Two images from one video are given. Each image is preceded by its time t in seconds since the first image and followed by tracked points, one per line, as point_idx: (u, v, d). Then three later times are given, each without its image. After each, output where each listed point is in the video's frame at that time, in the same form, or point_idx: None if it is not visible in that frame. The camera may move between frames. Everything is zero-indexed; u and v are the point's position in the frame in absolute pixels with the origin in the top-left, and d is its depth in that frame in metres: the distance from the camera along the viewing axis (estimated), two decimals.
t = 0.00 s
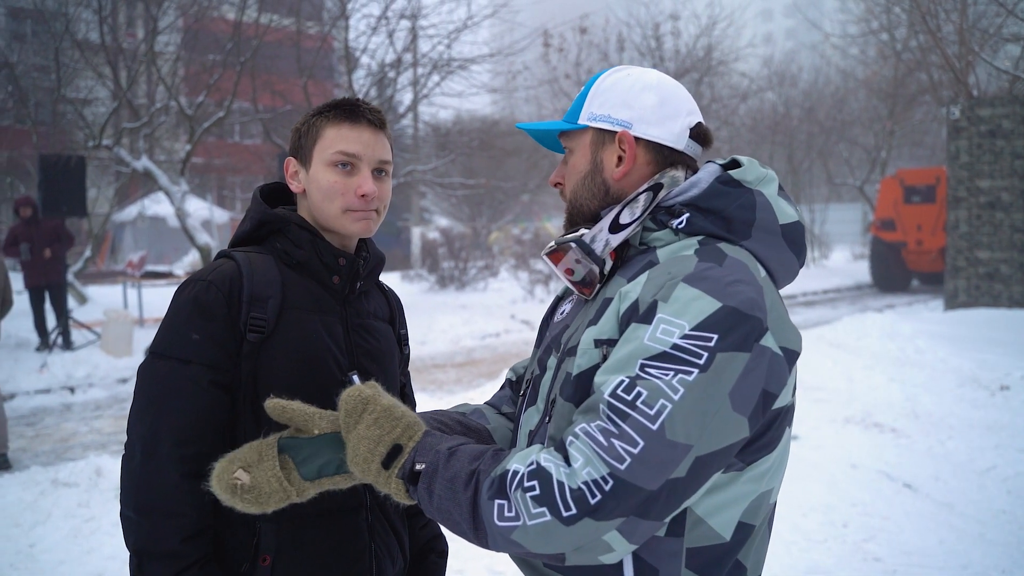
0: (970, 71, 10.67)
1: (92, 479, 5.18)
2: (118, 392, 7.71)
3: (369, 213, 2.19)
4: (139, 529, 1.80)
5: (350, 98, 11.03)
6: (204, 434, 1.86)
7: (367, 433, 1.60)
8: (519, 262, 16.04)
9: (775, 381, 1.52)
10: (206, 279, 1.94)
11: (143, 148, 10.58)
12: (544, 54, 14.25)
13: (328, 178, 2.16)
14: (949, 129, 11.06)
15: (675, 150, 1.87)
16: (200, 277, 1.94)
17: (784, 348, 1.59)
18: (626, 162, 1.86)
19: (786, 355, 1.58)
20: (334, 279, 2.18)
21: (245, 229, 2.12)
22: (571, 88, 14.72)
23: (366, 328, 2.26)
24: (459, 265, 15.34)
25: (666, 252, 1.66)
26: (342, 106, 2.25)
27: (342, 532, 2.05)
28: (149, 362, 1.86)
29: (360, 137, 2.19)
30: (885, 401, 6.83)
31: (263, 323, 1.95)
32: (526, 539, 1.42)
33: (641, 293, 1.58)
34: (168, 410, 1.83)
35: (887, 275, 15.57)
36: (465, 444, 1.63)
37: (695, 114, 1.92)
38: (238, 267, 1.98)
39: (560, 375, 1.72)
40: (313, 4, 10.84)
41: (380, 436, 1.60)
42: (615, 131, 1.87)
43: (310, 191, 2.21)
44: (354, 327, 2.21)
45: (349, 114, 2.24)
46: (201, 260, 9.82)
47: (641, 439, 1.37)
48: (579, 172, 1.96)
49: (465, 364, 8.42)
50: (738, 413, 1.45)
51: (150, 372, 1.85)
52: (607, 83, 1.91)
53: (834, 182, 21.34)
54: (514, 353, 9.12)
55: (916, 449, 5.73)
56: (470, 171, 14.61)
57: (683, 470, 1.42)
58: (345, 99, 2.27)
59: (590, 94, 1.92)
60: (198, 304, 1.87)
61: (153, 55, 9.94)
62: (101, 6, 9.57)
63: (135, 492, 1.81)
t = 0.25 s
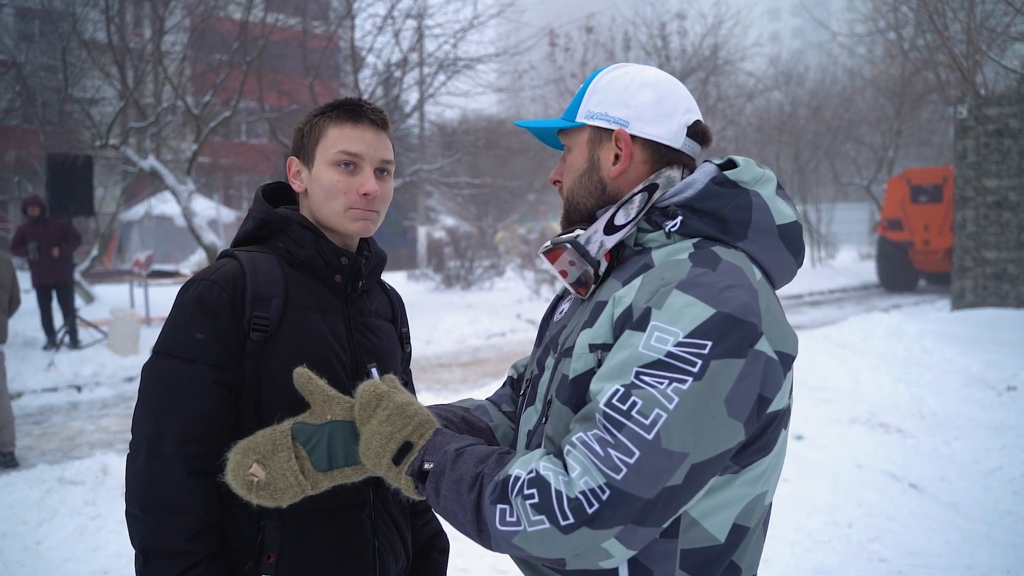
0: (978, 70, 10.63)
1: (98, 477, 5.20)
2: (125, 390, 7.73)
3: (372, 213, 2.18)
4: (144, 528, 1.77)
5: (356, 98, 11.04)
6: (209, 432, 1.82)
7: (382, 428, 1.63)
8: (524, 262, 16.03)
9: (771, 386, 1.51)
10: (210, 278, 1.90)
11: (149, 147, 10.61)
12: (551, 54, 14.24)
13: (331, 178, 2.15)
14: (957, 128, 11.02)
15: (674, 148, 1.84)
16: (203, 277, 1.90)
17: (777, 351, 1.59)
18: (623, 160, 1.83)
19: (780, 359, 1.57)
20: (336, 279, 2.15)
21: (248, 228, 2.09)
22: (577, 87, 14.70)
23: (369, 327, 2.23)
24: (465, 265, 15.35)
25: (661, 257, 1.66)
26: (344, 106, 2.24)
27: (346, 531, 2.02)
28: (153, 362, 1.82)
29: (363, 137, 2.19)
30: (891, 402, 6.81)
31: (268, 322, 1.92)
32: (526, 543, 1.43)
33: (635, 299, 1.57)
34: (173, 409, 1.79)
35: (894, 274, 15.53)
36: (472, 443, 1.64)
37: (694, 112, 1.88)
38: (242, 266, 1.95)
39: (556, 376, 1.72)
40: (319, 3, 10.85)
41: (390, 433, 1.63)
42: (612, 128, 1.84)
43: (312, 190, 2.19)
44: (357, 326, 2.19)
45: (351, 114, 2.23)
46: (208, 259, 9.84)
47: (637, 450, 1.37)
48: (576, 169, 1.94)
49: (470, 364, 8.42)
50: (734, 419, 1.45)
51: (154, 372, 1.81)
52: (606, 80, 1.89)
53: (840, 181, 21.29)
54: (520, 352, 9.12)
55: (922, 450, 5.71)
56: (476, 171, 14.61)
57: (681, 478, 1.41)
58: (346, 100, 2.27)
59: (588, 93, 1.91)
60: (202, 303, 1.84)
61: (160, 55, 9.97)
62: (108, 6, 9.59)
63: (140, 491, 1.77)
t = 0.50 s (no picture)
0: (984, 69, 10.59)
1: (103, 475, 5.21)
2: (129, 389, 7.75)
3: (374, 211, 2.18)
4: (148, 526, 1.77)
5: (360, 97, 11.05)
6: (213, 431, 1.82)
7: (381, 416, 1.62)
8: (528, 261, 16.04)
9: (767, 388, 1.50)
10: (213, 277, 1.91)
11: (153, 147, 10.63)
12: (555, 53, 14.22)
13: (333, 176, 2.15)
14: (962, 127, 10.99)
15: (678, 145, 1.83)
16: (206, 277, 1.91)
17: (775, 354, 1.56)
18: (627, 156, 1.82)
19: (778, 363, 1.56)
20: (338, 277, 2.15)
21: (250, 228, 2.08)
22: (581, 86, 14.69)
23: (372, 325, 2.24)
24: (469, 264, 15.34)
25: (656, 259, 1.64)
26: (346, 104, 2.24)
27: (348, 529, 2.02)
28: (156, 361, 1.83)
29: (365, 135, 2.19)
30: (896, 402, 6.80)
31: (270, 320, 1.92)
32: (527, 544, 1.43)
33: (630, 302, 1.56)
34: (176, 407, 1.79)
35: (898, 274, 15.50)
36: (478, 437, 1.64)
37: (698, 110, 1.87)
38: (245, 265, 1.95)
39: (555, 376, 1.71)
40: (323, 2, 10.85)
41: (397, 422, 1.63)
42: (616, 125, 1.84)
43: (314, 189, 2.20)
44: (359, 325, 2.19)
45: (353, 112, 2.23)
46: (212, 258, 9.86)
47: (634, 455, 1.36)
48: (581, 166, 1.93)
49: (475, 363, 8.43)
50: (731, 423, 1.44)
51: (158, 371, 1.81)
52: (611, 77, 1.89)
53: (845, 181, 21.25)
54: (523, 352, 9.12)
55: (926, 450, 5.70)
56: (480, 170, 14.61)
57: (679, 482, 1.41)
58: (347, 98, 2.27)
59: (593, 90, 1.90)
60: (205, 301, 1.84)
61: (165, 55, 9.98)
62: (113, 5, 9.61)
63: (144, 489, 1.78)
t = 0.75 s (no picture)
0: (988, 68, 10.57)
1: (107, 474, 5.22)
2: (133, 388, 7.77)
3: (378, 209, 2.18)
4: (153, 524, 1.77)
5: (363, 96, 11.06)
6: (217, 428, 1.82)
7: (400, 394, 1.66)
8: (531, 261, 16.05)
9: (762, 394, 1.50)
10: (217, 274, 1.91)
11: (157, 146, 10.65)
12: (558, 52, 14.22)
13: (337, 174, 2.15)
14: (966, 127, 10.98)
15: (682, 142, 1.82)
16: (209, 275, 1.91)
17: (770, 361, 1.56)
18: (630, 153, 1.81)
19: (772, 370, 1.55)
20: (343, 276, 2.15)
21: (254, 226, 2.09)
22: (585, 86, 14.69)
23: (376, 323, 2.24)
24: (472, 263, 15.35)
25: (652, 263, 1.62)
26: (349, 103, 2.24)
27: (352, 526, 2.02)
28: (160, 358, 1.83)
29: (370, 133, 2.19)
30: (899, 401, 6.79)
31: (274, 318, 1.92)
32: (534, 542, 1.43)
33: (629, 306, 1.55)
34: (181, 405, 1.79)
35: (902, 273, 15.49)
36: (496, 421, 1.64)
37: (701, 107, 1.87)
38: (248, 263, 1.95)
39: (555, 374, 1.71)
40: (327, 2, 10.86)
41: (414, 399, 1.66)
42: (619, 122, 1.83)
43: (319, 188, 2.19)
44: (364, 323, 2.19)
45: (357, 110, 2.23)
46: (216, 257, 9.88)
47: (636, 463, 1.36)
48: (584, 163, 1.92)
49: (477, 362, 8.43)
50: (730, 429, 1.44)
51: (162, 369, 1.81)
52: (614, 74, 1.88)
53: (848, 180, 21.22)
54: (526, 351, 9.13)
55: (930, 450, 5.69)
56: (483, 170, 14.62)
57: (679, 488, 1.41)
58: (350, 96, 2.27)
59: (595, 87, 1.89)
60: (209, 299, 1.85)
61: (168, 54, 10.00)
62: (117, 5, 9.62)
63: (149, 487, 1.78)
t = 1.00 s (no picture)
0: (992, 67, 10.54)
1: (111, 473, 5.23)
2: (137, 387, 7.78)
3: (385, 210, 2.19)
4: (162, 523, 1.77)
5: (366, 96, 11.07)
6: (226, 427, 1.82)
7: (414, 381, 1.66)
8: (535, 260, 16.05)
9: (751, 395, 1.50)
10: (225, 274, 1.91)
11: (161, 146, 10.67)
12: (561, 52, 14.21)
13: (345, 174, 2.15)
14: (970, 125, 10.95)
15: (679, 144, 1.82)
16: (217, 274, 1.91)
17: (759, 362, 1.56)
18: (627, 155, 1.81)
19: (761, 371, 1.54)
20: (349, 275, 2.15)
21: (261, 226, 2.09)
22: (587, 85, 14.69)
23: (383, 322, 2.24)
24: (475, 262, 15.36)
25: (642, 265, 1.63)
26: (356, 104, 2.25)
27: (360, 525, 2.03)
28: (170, 358, 1.83)
29: (376, 134, 2.20)
30: (903, 401, 6.77)
31: (282, 317, 1.93)
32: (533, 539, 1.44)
33: (618, 309, 1.55)
34: (189, 405, 1.80)
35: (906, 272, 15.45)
36: (507, 411, 1.65)
37: (700, 107, 1.86)
38: (256, 263, 1.95)
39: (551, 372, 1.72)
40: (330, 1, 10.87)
41: (427, 386, 1.66)
42: (617, 125, 1.82)
43: (325, 188, 2.20)
44: (371, 322, 2.19)
45: (364, 111, 2.23)
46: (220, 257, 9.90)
47: (628, 466, 1.36)
48: (583, 165, 1.92)
49: (480, 361, 8.43)
50: (721, 430, 1.45)
51: (171, 368, 1.82)
52: (612, 76, 1.87)
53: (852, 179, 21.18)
54: (529, 350, 9.13)
55: (934, 449, 5.68)
56: (486, 169, 14.63)
57: (672, 490, 1.41)
58: (356, 96, 2.27)
59: (593, 88, 1.88)
60: (217, 299, 1.85)
61: (172, 54, 10.01)
62: (120, 5, 9.65)
63: (158, 486, 1.78)
